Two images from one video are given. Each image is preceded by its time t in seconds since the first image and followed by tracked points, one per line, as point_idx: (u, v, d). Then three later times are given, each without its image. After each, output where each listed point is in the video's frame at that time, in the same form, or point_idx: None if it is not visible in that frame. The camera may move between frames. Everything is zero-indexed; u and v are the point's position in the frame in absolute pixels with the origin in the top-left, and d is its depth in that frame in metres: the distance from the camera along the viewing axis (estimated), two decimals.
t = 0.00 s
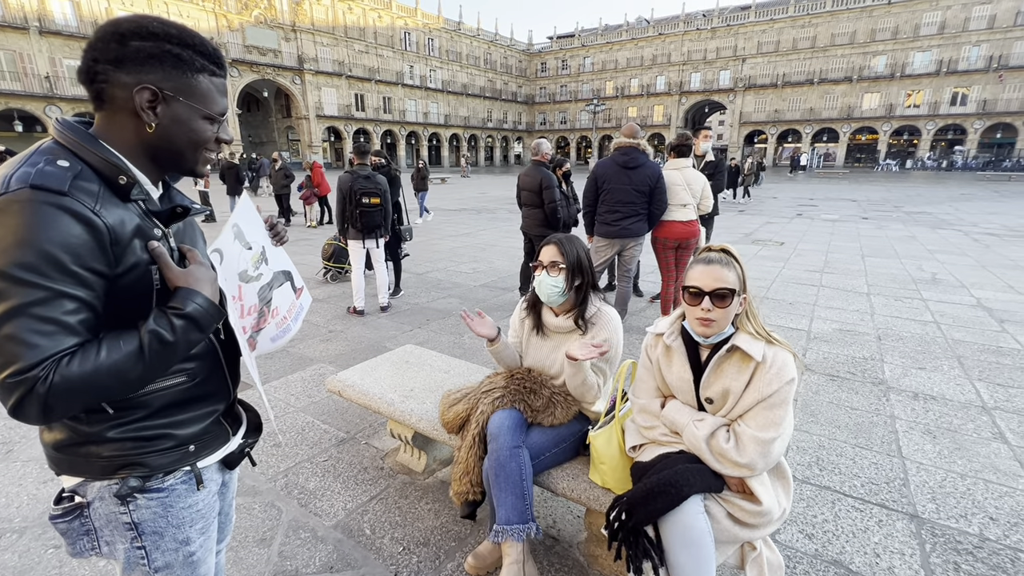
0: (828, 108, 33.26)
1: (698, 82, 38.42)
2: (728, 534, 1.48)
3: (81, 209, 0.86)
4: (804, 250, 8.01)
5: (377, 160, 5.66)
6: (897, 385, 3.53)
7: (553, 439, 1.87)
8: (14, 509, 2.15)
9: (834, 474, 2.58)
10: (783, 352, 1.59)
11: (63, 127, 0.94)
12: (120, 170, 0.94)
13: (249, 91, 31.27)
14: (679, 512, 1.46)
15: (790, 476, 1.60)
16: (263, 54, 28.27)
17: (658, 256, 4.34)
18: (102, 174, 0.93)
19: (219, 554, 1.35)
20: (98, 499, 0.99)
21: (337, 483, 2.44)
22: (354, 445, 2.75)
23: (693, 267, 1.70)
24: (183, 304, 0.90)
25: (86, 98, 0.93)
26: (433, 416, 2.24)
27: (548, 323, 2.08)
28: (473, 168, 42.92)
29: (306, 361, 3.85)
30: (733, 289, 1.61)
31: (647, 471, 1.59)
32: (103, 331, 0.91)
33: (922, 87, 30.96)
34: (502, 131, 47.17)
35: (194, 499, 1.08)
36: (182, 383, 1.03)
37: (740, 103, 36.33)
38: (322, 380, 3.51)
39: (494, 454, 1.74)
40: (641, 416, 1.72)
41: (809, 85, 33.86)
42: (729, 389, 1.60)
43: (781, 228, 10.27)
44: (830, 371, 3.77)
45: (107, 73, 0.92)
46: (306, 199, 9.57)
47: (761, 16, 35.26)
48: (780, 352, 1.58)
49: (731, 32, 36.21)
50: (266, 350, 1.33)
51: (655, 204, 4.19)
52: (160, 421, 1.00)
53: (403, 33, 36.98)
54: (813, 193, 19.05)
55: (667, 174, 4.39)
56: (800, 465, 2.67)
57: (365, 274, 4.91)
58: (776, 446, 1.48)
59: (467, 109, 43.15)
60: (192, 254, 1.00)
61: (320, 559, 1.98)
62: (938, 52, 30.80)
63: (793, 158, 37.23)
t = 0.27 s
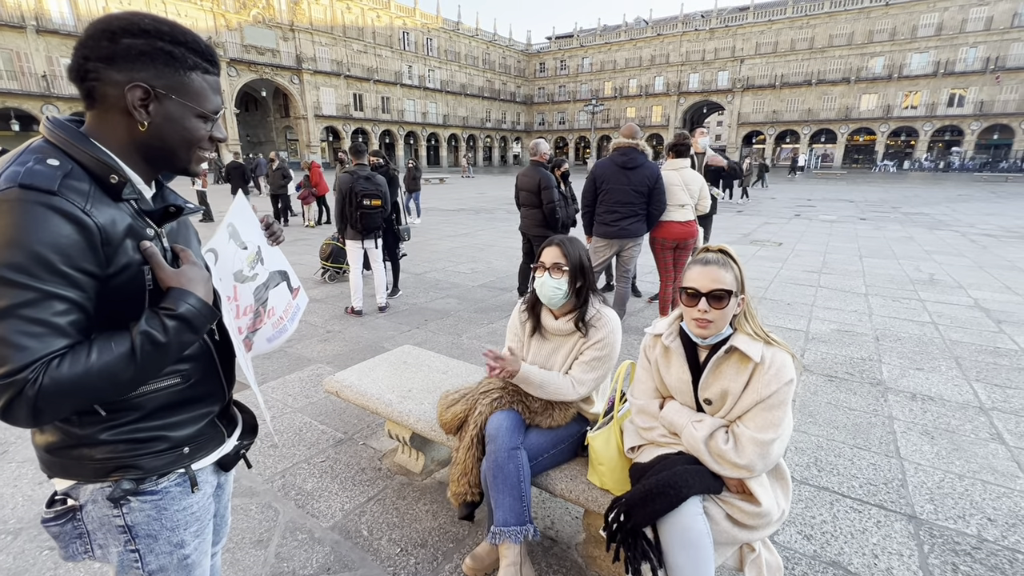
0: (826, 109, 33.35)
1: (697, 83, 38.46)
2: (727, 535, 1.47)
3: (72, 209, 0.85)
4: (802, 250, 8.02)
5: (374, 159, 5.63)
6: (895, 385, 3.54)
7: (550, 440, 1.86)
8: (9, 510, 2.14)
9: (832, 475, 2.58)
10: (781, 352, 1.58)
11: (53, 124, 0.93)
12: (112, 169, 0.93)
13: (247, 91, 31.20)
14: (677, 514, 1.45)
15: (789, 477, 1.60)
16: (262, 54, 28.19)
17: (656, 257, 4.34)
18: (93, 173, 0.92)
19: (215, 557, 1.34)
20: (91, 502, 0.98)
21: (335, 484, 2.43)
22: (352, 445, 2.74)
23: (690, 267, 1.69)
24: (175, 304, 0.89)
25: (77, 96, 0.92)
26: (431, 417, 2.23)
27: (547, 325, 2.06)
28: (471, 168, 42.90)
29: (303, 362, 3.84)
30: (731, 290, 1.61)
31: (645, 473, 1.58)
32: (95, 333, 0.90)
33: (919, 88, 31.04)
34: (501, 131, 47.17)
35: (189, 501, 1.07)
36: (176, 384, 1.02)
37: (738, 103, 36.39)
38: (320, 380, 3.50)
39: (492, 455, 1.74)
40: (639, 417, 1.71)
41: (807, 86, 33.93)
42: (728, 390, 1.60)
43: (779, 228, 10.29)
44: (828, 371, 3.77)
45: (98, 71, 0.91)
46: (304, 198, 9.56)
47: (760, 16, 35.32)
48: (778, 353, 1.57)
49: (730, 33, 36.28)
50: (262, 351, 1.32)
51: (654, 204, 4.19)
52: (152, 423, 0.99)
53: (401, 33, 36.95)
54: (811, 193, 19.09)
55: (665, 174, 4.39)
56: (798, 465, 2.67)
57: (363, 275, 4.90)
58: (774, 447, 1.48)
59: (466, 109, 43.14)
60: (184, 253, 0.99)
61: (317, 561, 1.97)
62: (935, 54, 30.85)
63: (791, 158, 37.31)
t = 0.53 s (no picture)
0: (822, 110, 33.50)
1: (693, 83, 38.54)
2: (726, 534, 1.47)
3: (66, 208, 0.84)
4: (799, 250, 8.04)
5: (371, 159, 5.62)
6: (891, 384, 3.55)
7: (548, 440, 1.85)
8: (3, 512, 2.12)
9: (830, 474, 2.58)
10: (779, 351, 1.59)
11: (47, 122, 0.92)
12: (107, 168, 0.92)
13: (244, 90, 31.09)
14: (676, 513, 1.45)
15: (787, 476, 1.60)
16: (258, 53, 28.08)
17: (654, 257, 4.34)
18: (87, 172, 0.91)
19: (212, 557, 1.33)
20: (85, 504, 0.97)
21: (332, 484, 2.43)
22: (350, 445, 2.73)
23: (690, 267, 1.69)
24: (170, 305, 0.88)
25: (72, 93, 0.91)
26: (428, 417, 2.22)
27: (545, 326, 2.06)
28: (469, 167, 42.87)
29: (300, 361, 3.83)
30: (729, 289, 1.61)
31: (644, 473, 1.58)
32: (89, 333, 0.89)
33: (915, 89, 31.18)
34: (498, 131, 47.16)
35: (184, 502, 1.07)
36: (171, 385, 1.02)
37: (735, 104, 36.51)
38: (317, 380, 3.49)
39: (490, 455, 1.74)
40: (637, 417, 1.71)
41: (803, 86, 34.04)
42: (727, 389, 1.60)
43: (776, 228, 10.33)
44: (824, 371, 3.79)
45: (92, 67, 0.90)
46: (301, 198, 9.57)
47: (756, 17, 35.43)
48: (776, 352, 1.57)
49: (726, 33, 36.38)
50: (258, 351, 1.32)
51: (652, 204, 4.20)
52: (147, 424, 0.98)
53: (398, 32, 36.91)
54: (807, 194, 19.16)
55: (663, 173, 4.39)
56: (795, 464, 2.68)
57: (360, 275, 4.89)
58: (772, 447, 1.47)
59: (463, 108, 43.11)
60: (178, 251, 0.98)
61: (314, 561, 1.97)
62: (930, 55, 30.99)
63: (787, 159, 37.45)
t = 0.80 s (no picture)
0: (815, 110, 33.72)
1: (688, 83, 38.67)
2: (721, 530, 1.49)
3: (61, 207, 0.84)
4: (793, 249, 8.10)
5: (366, 158, 5.60)
6: (883, 382, 3.59)
7: (544, 439, 1.86)
8: None
9: (823, 471, 2.61)
10: (774, 350, 1.60)
11: (40, 121, 0.92)
12: (102, 166, 0.92)
13: (237, 88, 30.89)
14: (673, 510, 1.46)
15: (782, 473, 1.61)
16: (251, 51, 27.91)
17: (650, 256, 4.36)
18: (83, 171, 0.91)
19: (208, 558, 1.33)
20: (79, 506, 0.97)
21: (328, 484, 2.42)
22: (346, 445, 2.73)
23: (685, 265, 1.71)
24: (167, 304, 0.88)
25: (65, 92, 0.91)
26: (425, 416, 2.23)
27: (540, 326, 2.06)
28: (464, 166, 42.82)
29: (296, 361, 3.82)
30: (724, 289, 1.62)
31: (641, 471, 1.59)
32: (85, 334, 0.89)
33: (907, 89, 31.42)
34: (493, 130, 47.13)
35: (180, 503, 1.07)
36: (168, 385, 1.02)
37: (729, 104, 36.70)
38: (313, 380, 3.48)
39: (486, 455, 1.74)
40: (634, 415, 1.72)
41: (797, 86, 34.24)
42: (722, 388, 1.61)
43: (770, 228, 10.39)
44: (818, 369, 3.82)
45: (85, 66, 0.90)
46: (296, 199, 9.69)
47: (750, 17, 35.60)
48: (771, 350, 1.59)
49: (721, 33, 36.53)
50: (254, 351, 1.31)
51: (647, 203, 4.21)
52: (143, 425, 0.98)
53: (393, 31, 36.81)
54: (801, 193, 19.27)
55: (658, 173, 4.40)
56: (790, 462, 2.70)
57: (356, 275, 4.88)
58: (768, 445, 1.48)
59: (458, 107, 43.04)
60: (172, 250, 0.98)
61: (311, 561, 1.97)
62: (922, 55, 31.24)
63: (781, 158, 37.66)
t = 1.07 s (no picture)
0: (806, 109, 34.00)
1: (680, 82, 38.87)
2: (712, 526, 1.50)
3: (51, 205, 0.84)
4: (783, 248, 8.17)
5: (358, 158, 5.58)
6: (873, 379, 3.64)
7: (539, 437, 1.87)
8: None
9: (814, 467, 2.64)
10: (763, 349, 1.62)
11: (28, 120, 0.91)
12: (93, 165, 0.92)
13: (227, 86, 30.60)
14: (665, 506, 1.47)
15: (772, 469, 1.63)
16: (242, 48, 27.68)
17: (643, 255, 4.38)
18: (73, 169, 0.90)
19: (202, 560, 1.32)
20: (70, 509, 0.97)
21: (322, 484, 2.42)
22: (340, 445, 2.72)
23: (671, 270, 1.72)
24: (161, 305, 0.88)
25: (50, 89, 0.91)
26: (419, 415, 2.23)
27: (534, 325, 2.07)
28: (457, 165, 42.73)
29: (288, 361, 3.80)
30: (713, 288, 1.64)
31: (633, 468, 1.60)
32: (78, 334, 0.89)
33: (895, 89, 31.76)
34: (486, 129, 47.08)
35: (173, 505, 1.06)
36: (159, 387, 1.01)
37: (721, 103, 36.94)
38: (306, 380, 3.47)
39: (482, 452, 1.75)
40: (626, 414, 1.74)
41: (787, 86, 34.52)
42: (713, 387, 1.62)
43: (761, 226, 10.48)
44: (808, 366, 3.86)
45: (70, 63, 0.89)
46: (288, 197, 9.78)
47: (741, 17, 35.83)
48: (760, 350, 1.61)
49: (712, 33, 36.74)
50: (248, 350, 1.31)
51: (639, 202, 4.23)
52: (135, 426, 0.98)
53: (385, 29, 36.65)
54: (792, 192, 19.43)
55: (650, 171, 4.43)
56: (781, 458, 2.73)
57: (349, 274, 4.87)
58: (757, 443, 1.50)
59: (451, 106, 42.93)
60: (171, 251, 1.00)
61: (305, 561, 1.96)
62: (910, 56, 31.59)
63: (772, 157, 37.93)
